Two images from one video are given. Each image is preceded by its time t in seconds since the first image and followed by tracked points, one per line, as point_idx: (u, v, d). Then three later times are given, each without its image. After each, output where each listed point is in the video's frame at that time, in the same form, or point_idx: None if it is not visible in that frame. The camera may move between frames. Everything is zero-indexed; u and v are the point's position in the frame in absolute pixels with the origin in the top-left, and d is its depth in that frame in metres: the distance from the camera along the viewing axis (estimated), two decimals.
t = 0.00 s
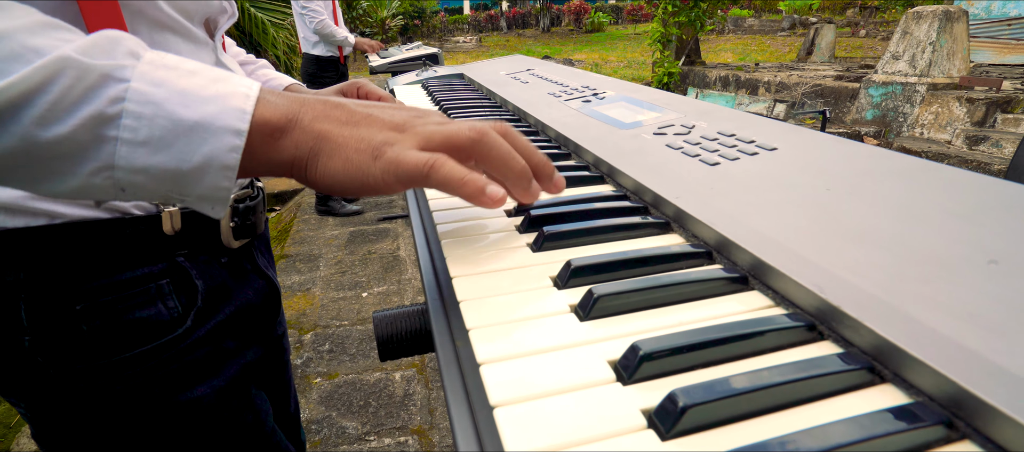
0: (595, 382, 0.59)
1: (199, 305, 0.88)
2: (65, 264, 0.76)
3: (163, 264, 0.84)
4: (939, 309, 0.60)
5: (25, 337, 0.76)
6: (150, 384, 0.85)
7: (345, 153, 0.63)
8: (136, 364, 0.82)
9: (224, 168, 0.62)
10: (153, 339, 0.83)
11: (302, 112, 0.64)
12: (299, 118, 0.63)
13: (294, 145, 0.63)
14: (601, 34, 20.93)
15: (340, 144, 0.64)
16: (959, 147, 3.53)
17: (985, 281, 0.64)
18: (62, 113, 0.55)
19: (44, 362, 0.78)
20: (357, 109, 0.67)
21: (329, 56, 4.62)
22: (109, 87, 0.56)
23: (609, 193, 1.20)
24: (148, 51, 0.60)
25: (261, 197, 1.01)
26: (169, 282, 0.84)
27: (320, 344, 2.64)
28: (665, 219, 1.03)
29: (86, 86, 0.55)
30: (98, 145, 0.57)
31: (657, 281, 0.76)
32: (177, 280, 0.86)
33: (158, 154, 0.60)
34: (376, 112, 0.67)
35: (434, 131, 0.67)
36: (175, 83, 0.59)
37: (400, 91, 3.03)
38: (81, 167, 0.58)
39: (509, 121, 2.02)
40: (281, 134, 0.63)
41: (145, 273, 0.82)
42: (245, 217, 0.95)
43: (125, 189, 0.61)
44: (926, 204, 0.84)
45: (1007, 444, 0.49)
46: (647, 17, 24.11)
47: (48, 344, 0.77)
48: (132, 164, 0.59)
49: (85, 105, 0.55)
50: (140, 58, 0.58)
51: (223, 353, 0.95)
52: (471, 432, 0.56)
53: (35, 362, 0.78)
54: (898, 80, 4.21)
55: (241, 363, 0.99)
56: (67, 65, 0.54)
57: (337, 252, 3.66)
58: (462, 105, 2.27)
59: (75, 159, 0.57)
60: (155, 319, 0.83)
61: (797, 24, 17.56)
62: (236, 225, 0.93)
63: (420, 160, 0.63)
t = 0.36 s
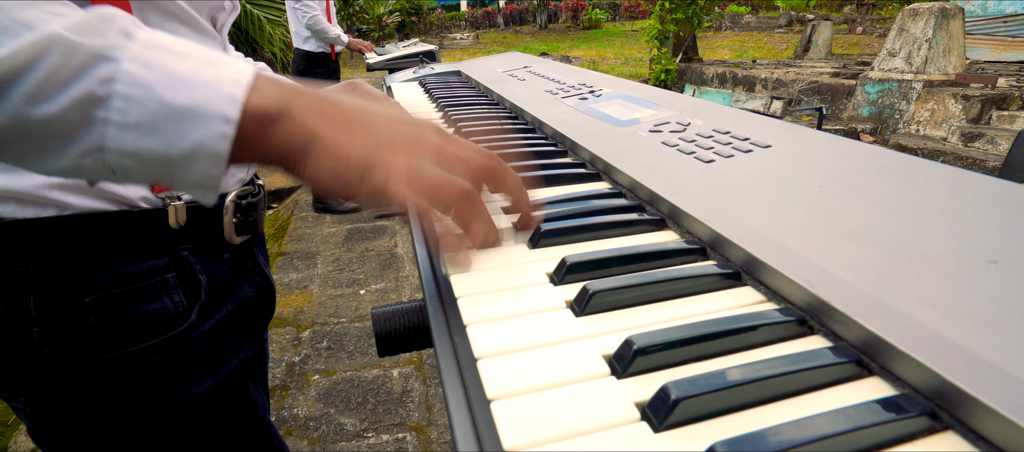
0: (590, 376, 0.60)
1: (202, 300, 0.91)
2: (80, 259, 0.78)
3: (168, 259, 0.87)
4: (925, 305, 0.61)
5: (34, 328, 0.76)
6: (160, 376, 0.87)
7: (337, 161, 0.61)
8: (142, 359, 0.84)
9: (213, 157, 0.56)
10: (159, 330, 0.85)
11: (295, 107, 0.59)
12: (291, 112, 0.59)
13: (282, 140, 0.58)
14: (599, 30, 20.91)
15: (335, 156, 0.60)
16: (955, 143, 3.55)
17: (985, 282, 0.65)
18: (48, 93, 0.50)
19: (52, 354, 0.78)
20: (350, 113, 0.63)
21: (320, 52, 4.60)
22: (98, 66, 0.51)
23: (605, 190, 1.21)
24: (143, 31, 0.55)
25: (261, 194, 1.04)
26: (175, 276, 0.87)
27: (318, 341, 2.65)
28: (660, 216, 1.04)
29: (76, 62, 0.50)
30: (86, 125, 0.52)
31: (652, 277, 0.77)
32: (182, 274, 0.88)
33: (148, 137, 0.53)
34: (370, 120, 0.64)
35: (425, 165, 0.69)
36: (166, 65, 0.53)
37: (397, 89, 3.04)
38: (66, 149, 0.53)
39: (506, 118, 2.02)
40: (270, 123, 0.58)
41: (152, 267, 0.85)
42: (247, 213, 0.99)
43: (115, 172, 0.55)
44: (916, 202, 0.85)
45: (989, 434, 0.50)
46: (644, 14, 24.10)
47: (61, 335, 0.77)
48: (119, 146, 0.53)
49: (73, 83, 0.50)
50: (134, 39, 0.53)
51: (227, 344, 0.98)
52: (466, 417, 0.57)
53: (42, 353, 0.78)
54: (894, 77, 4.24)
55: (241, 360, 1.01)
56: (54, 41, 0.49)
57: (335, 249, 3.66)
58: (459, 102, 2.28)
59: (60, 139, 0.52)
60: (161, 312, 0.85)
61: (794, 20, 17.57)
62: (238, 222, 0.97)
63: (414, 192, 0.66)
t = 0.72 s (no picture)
0: (583, 366, 0.62)
1: (199, 323, 0.93)
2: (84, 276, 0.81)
3: (168, 279, 0.89)
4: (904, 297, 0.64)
5: (22, 357, 0.80)
6: (153, 394, 0.91)
7: (331, 141, 0.57)
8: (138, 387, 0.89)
9: (200, 164, 0.54)
10: (156, 352, 0.88)
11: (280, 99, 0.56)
12: (275, 107, 0.55)
13: (272, 139, 0.55)
14: (597, 28, 20.92)
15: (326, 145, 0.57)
16: (951, 141, 3.58)
17: (986, 283, 0.66)
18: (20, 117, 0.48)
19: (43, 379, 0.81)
20: (330, 91, 0.59)
21: (314, 50, 4.61)
22: (69, 86, 0.49)
23: (599, 187, 1.23)
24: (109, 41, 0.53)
25: (266, 200, 1.07)
26: (175, 297, 0.90)
27: (316, 339, 2.67)
28: (651, 212, 1.07)
29: (46, 84, 0.48)
30: (63, 146, 0.50)
31: (642, 272, 0.79)
32: (181, 296, 0.91)
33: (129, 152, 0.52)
34: (353, 98, 0.60)
35: (422, 127, 0.62)
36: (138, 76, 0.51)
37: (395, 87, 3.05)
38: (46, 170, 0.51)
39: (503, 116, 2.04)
40: (257, 125, 0.55)
41: (151, 288, 0.87)
42: (251, 223, 0.99)
43: (98, 189, 0.53)
44: (900, 199, 0.88)
45: (958, 418, 0.53)
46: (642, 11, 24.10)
47: (48, 362, 0.81)
48: (102, 164, 0.51)
49: (43, 107, 0.48)
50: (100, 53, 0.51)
51: (223, 366, 1.01)
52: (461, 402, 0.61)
53: (33, 380, 0.81)
54: (891, 75, 4.27)
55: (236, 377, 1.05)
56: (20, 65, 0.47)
57: (332, 247, 3.68)
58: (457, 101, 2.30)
59: (39, 161, 0.50)
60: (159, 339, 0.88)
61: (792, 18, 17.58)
62: (242, 233, 0.98)
63: (402, 158, 0.59)
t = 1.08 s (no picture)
0: (575, 352, 0.65)
1: (193, 340, 0.92)
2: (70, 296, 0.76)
3: (160, 295, 0.86)
4: (881, 287, 0.68)
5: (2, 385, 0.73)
6: (152, 404, 0.87)
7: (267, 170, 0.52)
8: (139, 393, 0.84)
9: (118, 121, 0.46)
10: (160, 366, 0.86)
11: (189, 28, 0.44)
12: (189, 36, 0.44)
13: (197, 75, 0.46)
14: (595, 25, 20.92)
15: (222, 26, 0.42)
16: (947, 138, 3.61)
17: (986, 282, 0.66)
18: None
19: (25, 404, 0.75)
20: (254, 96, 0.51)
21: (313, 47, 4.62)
22: None
23: (594, 183, 1.26)
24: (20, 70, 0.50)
25: (261, 205, 1.10)
26: (169, 314, 0.87)
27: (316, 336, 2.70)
28: (644, 207, 1.10)
29: None
30: None
31: (634, 264, 0.82)
32: (174, 312, 0.88)
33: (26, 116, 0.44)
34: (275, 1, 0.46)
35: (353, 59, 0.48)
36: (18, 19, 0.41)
37: (393, 85, 3.07)
38: None
39: (500, 114, 2.07)
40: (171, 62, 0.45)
41: (146, 305, 0.84)
42: (246, 231, 0.99)
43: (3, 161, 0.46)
44: (882, 194, 0.92)
45: (927, 398, 0.56)
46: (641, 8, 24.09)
47: (36, 383, 0.75)
48: None
49: None
50: None
51: (214, 378, 1.00)
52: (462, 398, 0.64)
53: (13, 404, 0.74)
54: (887, 73, 4.30)
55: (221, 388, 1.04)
56: None
57: (331, 244, 3.71)
58: (455, 98, 2.32)
59: None
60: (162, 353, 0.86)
61: (790, 15, 17.60)
62: (238, 241, 0.97)
63: (345, 50, 0.47)
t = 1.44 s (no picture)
0: (571, 343, 0.68)
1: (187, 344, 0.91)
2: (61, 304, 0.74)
3: (155, 298, 0.85)
4: (867, 279, 0.70)
5: None
6: (144, 413, 0.87)
7: (287, 207, 0.53)
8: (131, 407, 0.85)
9: (126, 229, 0.55)
10: (155, 371, 0.86)
11: (228, 151, 0.53)
12: (224, 159, 0.52)
13: (220, 195, 0.52)
14: (593, 23, 20.91)
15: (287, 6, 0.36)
16: (945, 136, 3.64)
17: (984, 281, 0.68)
18: None
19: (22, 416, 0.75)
20: (302, 155, 0.55)
21: (312, 45, 4.64)
22: None
23: (591, 180, 1.28)
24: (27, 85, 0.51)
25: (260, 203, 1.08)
26: (165, 319, 0.86)
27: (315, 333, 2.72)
28: (640, 204, 1.12)
29: None
30: None
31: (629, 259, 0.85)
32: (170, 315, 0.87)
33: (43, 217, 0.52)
34: (325, 158, 0.54)
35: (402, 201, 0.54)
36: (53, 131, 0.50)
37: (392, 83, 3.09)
38: None
39: (499, 112, 2.09)
40: (199, 181, 0.52)
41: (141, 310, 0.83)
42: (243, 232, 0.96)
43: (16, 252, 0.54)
44: (871, 191, 0.94)
45: (908, 385, 0.59)
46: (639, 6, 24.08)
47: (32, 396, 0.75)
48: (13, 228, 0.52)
49: None
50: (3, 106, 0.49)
51: (212, 381, 1.01)
52: (463, 389, 0.63)
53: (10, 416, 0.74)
54: (885, 71, 4.32)
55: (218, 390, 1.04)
56: None
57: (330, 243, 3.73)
58: (454, 96, 2.34)
59: None
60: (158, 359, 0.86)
61: (789, 13, 17.60)
62: (235, 242, 0.95)
63: (386, 241, 0.51)
